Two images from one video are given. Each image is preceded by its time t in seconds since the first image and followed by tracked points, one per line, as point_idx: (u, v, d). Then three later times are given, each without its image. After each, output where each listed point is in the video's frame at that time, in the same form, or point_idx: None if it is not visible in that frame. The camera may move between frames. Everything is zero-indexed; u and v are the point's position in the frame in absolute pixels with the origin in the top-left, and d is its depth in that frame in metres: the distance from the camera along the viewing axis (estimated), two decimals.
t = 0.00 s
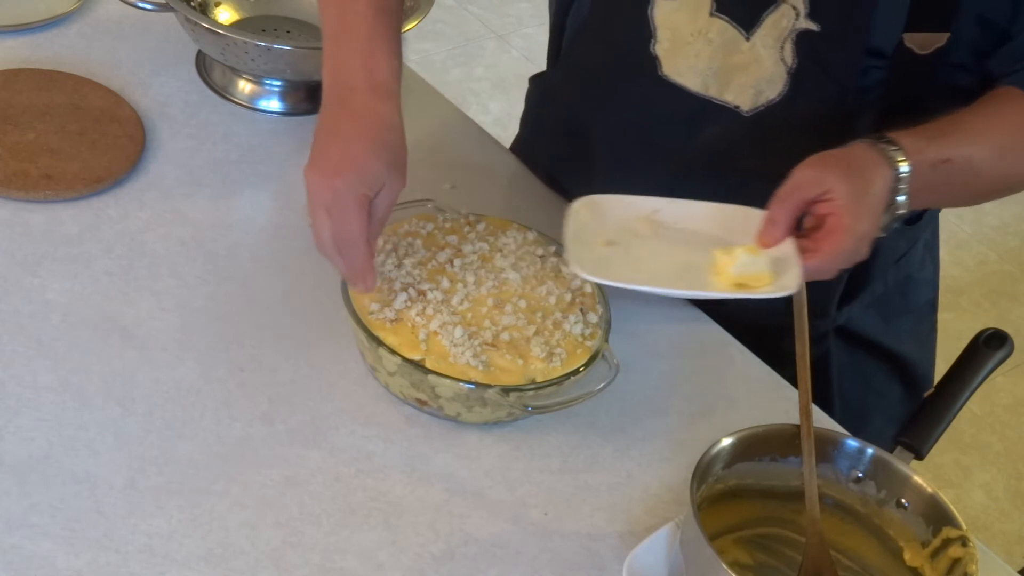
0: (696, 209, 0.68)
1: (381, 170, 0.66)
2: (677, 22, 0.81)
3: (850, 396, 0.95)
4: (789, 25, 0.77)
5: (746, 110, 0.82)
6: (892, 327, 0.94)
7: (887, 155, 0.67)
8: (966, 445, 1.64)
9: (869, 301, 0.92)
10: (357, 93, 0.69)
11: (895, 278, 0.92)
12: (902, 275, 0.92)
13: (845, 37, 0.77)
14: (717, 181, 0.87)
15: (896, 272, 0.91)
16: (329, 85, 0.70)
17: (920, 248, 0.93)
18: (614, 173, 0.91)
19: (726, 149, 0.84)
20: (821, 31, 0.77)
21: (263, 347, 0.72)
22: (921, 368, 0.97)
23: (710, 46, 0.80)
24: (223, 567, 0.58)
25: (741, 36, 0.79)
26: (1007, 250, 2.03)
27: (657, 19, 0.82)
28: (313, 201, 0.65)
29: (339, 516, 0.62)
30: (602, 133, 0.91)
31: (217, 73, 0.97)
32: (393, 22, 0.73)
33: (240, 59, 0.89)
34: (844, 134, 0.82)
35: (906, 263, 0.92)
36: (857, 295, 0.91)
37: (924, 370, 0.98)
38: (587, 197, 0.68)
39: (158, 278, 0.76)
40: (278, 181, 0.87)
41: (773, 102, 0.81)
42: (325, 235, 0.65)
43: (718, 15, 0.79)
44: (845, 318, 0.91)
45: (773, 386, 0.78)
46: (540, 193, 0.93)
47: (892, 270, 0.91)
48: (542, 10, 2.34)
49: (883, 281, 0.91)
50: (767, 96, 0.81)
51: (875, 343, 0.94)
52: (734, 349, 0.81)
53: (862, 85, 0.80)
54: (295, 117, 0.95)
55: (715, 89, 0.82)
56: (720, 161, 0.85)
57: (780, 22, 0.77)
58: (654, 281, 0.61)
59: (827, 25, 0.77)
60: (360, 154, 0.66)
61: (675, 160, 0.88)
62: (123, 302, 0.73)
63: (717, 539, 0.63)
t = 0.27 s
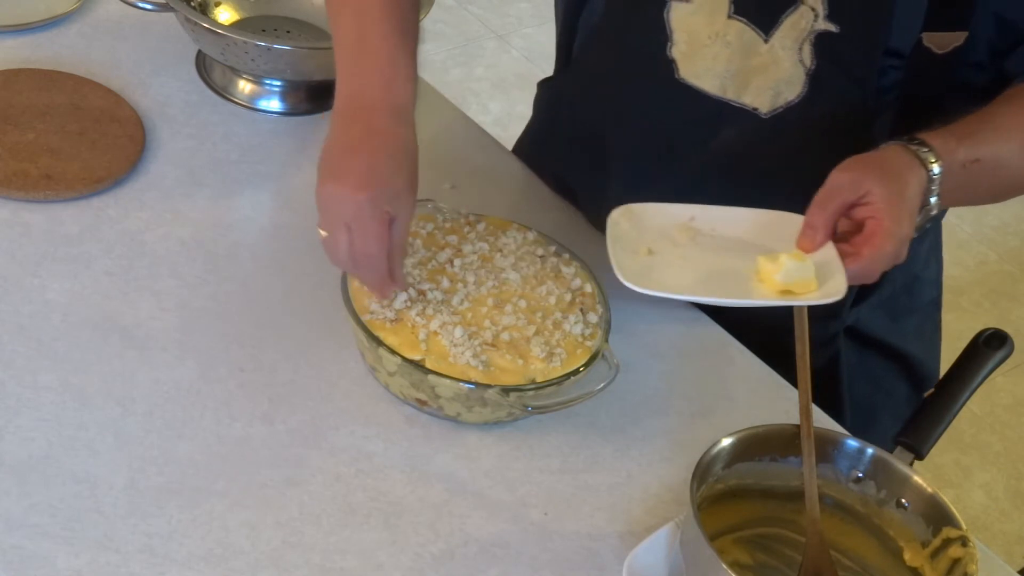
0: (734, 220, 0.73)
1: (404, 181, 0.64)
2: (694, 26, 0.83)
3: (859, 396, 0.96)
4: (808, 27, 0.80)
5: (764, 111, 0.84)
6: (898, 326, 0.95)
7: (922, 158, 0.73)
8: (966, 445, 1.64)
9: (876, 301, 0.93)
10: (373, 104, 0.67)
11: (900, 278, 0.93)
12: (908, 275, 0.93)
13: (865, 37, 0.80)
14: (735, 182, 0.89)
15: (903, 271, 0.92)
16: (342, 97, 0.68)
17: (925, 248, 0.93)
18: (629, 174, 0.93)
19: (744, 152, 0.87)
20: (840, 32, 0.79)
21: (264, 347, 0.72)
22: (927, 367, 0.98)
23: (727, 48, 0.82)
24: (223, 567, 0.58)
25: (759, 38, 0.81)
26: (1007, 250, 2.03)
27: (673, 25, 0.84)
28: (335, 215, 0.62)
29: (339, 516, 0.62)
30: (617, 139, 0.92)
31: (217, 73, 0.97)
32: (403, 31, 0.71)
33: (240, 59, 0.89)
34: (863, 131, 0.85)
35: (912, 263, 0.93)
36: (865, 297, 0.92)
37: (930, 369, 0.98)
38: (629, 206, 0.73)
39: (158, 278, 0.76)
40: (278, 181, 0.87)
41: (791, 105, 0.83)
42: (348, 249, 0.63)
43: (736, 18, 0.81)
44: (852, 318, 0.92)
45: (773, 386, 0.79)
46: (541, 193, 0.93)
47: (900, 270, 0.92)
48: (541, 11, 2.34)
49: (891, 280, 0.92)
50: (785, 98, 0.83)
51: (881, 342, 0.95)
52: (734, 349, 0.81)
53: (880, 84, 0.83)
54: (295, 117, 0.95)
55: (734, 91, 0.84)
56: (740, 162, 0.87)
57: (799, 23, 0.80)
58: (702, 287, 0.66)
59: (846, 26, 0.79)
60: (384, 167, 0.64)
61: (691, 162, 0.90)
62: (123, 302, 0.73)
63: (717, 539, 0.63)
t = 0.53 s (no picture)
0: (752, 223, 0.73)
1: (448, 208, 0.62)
2: (711, 31, 0.83)
3: (874, 399, 0.95)
4: (826, 29, 0.80)
5: (784, 115, 0.85)
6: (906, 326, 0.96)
7: (938, 157, 0.74)
8: (966, 445, 1.64)
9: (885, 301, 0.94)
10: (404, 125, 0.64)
11: (908, 275, 0.94)
12: (915, 273, 0.95)
13: (884, 37, 0.81)
14: (754, 184, 0.90)
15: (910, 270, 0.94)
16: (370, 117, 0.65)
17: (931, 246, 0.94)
18: (645, 176, 0.94)
19: (765, 155, 0.88)
20: (858, 33, 0.80)
21: (264, 347, 0.72)
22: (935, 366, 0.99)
23: (745, 53, 0.83)
24: (223, 567, 0.58)
25: (777, 42, 0.82)
26: (1006, 250, 2.03)
27: (690, 30, 0.84)
28: (382, 248, 0.60)
29: (339, 516, 0.62)
30: (632, 141, 0.93)
31: (217, 73, 0.97)
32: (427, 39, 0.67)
33: (240, 59, 0.89)
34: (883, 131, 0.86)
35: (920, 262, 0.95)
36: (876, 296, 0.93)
37: (937, 369, 0.99)
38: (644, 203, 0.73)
39: (159, 278, 0.76)
40: (278, 182, 0.87)
41: (811, 106, 0.84)
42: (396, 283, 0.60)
43: (754, 22, 0.82)
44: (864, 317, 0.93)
45: (773, 386, 0.79)
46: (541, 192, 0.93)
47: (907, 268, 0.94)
48: (542, 11, 2.34)
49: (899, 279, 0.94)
50: (804, 100, 0.84)
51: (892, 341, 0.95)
52: (735, 349, 0.81)
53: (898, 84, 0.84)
54: (295, 117, 0.95)
55: (752, 95, 0.85)
56: (760, 164, 0.88)
57: (818, 24, 0.80)
58: (720, 289, 0.66)
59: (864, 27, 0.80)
60: (428, 194, 0.61)
61: (710, 166, 0.90)
62: (123, 302, 0.73)
63: (717, 539, 0.63)
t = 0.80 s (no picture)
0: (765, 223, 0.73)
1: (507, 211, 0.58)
2: (723, 30, 0.83)
3: (880, 400, 0.96)
4: (839, 28, 0.81)
5: (796, 114, 0.85)
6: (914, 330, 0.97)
7: (951, 158, 0.75)
8: (966, 445, 1.64)
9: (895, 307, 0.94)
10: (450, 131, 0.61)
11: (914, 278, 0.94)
12: (925, 277, 0.95)
13: (896, 36, 0.81)
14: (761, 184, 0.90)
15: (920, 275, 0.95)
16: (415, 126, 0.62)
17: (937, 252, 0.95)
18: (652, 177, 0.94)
19: (775, 154, 0.88)
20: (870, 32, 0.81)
21: (265, 347, 0.72)
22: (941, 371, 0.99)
23: (757, 52, 0.83)
24: (223, 567, 0.58)
25: (789, 41, 0.82)
26: (1006, 250, 2.03)
27: (703, 29, 0.84)
28: (442, 260, 0.56)
29: (339, 516, 0.62)
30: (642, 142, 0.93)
31: (217, 73, 0.97)
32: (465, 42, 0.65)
33: (240, 59, 0.89)
34: (893, 132, 0.86)
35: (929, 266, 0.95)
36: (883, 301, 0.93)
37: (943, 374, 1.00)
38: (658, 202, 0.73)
39: (159, 278, 0.76)
40: (279, 182, 0.87)
41: (823, 105, 0.84)
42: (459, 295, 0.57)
43: (765, 21, 0.82)
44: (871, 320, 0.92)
45: (773, 386, 0.79)
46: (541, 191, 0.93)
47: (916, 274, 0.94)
48: (541, 11, 2.34)
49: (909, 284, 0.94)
50: (817, 99, 0.84)
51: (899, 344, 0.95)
52: (734, 349, 0.81)
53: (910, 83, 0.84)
54: (295, 117, 0.95)
55: (764, 94, 0.85)
56: (769, 165, 0.89)
57: (830, 23, 0.81)
58: (732, 291, 0.66)
59: (876, 26, 0.80)
60: (481, 200, 0.57)
61: (720, 165, 0.90)
62: (123, 302, 0.73)
63: (717, 539, 0.63)
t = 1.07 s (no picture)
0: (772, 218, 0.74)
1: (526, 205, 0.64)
2: (735, 26, 0.84)
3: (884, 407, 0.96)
4: (850, 27, 0.81)
5: (806, 113, 0.85)
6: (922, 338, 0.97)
7: (959, 157, 0.75)
8: (966, 445, 1.64)
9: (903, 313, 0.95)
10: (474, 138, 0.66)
11: (922, 283, 0.95)
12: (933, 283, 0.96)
13: (908, 36, 0.81)
14: (769, 184, 0.90)
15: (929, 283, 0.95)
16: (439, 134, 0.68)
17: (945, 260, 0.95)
18: (660, 176, 0.94)
19: (784, 153, 0.88)
20: (882, 32, 0.81)
21: (265, 348, 0.72)
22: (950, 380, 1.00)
23: (768, 49, 0.84)
24: (223, 567, 0.58)
25: (801, 39, 0.83)
26: (1006, 250, 2.03)
27: (715, 26, 0.85)
28: (470, 250, 0.63)
29: (339, 516, 0.62)
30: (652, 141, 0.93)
31: (217, 73, 0.97)
32: (488, 53, 0.70)
33: (240, 59, 0.89)
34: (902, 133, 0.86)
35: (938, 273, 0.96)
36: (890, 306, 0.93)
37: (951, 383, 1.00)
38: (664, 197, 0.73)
39: (159, 278, 0.76)
40: (279, 182, 0.87)
41: (833, 105, 0.84)
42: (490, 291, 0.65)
43: (777, 18, 0.83)
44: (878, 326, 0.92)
45: (773, 386, 0.79)
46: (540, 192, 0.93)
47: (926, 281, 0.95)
48: (542, 11, 2.34)
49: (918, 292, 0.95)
50: (827, 99, 0.84)
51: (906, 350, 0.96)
52: (734, 349, 0.81)
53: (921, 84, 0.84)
54: (295, 117, 0.95)
55: (775, 92, 0.85)
56: (777, 164, 0.89)
57: (842, 23, 0.81)
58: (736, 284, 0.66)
59: (888, 26, 0.80)
60: (504, 192, 0.64)
61: (729, 164, 0.90)
62: (123, 303, 0.73)
63: (716, 539, 0.63)
